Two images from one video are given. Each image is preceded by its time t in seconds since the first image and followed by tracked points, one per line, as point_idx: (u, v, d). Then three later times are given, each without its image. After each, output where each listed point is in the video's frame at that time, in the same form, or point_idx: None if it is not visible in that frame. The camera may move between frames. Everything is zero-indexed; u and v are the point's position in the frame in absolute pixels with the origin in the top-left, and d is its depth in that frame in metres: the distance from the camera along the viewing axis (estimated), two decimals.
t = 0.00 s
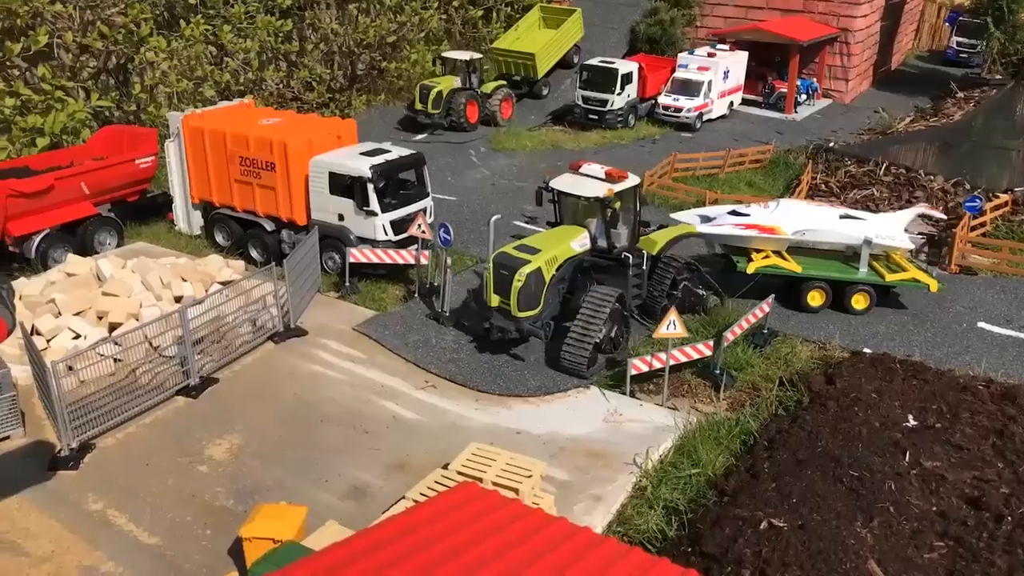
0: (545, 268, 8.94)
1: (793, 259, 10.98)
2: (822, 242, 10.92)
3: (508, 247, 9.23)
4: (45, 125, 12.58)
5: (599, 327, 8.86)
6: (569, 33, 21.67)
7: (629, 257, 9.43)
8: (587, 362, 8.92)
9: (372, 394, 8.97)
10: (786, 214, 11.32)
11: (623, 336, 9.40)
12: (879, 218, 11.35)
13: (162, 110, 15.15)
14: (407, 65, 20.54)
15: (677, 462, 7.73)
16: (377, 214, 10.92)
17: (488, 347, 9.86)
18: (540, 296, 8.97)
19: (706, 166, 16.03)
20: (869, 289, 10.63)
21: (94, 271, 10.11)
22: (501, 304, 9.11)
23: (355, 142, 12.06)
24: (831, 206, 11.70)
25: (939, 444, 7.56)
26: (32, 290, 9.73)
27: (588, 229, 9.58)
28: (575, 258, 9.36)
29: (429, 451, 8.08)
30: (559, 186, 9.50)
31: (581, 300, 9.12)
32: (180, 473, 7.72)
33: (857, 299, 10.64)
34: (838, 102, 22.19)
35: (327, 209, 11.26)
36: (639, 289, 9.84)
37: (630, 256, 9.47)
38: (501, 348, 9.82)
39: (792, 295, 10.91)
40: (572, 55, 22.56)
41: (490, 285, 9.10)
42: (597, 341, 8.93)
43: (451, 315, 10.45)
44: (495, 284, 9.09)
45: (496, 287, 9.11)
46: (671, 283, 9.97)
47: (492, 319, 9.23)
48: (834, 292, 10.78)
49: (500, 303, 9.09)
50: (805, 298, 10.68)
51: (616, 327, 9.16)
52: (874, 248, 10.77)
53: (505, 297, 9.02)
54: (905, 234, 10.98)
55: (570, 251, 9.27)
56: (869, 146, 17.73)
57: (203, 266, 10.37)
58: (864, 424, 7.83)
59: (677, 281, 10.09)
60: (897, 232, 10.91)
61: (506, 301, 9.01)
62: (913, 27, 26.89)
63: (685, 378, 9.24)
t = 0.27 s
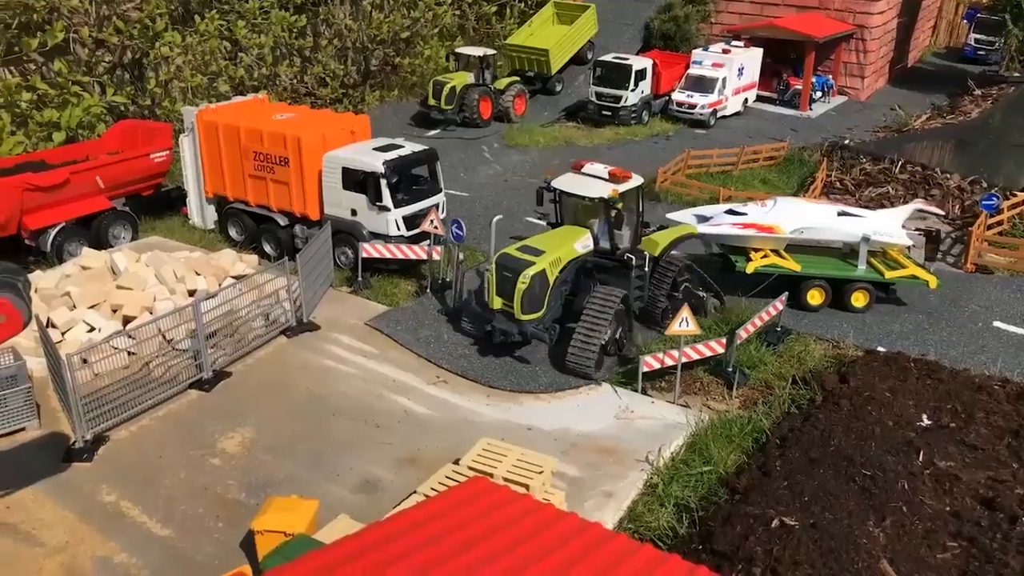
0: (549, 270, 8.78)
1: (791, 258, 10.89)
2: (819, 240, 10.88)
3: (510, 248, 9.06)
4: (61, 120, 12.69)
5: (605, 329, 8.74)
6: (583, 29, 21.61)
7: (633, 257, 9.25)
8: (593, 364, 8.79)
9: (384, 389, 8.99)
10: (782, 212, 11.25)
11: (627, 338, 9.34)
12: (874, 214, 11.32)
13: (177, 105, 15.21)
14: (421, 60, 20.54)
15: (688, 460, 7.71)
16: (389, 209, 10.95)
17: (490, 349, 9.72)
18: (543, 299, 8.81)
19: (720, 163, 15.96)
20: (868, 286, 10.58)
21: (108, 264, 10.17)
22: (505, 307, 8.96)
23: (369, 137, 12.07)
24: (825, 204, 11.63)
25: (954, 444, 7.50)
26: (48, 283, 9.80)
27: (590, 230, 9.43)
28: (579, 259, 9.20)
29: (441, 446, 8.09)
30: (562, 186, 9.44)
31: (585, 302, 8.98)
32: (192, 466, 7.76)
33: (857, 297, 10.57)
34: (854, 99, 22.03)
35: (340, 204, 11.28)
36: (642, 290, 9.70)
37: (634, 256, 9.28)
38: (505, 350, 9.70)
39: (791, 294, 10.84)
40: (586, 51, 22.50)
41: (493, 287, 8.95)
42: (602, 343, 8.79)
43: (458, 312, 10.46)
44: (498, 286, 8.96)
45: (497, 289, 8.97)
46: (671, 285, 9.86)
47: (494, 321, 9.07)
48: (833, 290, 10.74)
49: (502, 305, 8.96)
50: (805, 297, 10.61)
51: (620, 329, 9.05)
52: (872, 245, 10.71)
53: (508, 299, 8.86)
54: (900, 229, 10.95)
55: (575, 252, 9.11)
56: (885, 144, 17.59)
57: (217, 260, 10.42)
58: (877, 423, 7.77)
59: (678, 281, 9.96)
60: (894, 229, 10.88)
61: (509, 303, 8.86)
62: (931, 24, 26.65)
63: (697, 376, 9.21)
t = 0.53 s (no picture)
0: (552, 275, 8.72)
1: (789, 259, 10.81)
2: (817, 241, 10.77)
3: (512, 252, 8.97)
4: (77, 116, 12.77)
5: (611, 335, 8.64)
6: (596, 27, 21.57)
7: (633, 260, 9.14)
8: (599, 371, 8.69)
9: (396, 385, 9.01)
10: (777, 213, 11.20)
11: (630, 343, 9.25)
12: (869, 215, 11.28)
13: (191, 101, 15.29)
14: (434, 58, 20.56)
15: (700, 459, 7.68)
16: (402, 206, 10.97)
17: (492, 356, 9.55)
18: (546, 305, 8.77)
19: (734, 162, 15.88)
20: (865, 286, 10.51)
21: (123, 260, 10.24)
22: (507, 312, 8.88)
23: (382, 134, 12.09)
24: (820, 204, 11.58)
25: (968, 446, 7.44)
26: (63, 278, 9.88)
27: (590, 234, 9.34)
28: (580, 263, 9.15)
29: (452, 443, 8.10)
30: (563, 189, 9.33)
31: (589, 308, 8.87)
32: (205, 460, 7.81)
33: (855, 297, 10.49)
34: (870, 98, 21.88)
35: (353, 200, 11.31)
36: (643, 294, 9.57)
37: (634, 258, 9.20)
38: (507, 356, 9.54)
39: (790, 295, 10.77)
40: (600, 48, 22.45)
41: (494, 293, 8.88)
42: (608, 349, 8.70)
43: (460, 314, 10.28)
44: (499, 291, 8.88)
45: (499, 294, 8.89)
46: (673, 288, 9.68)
47: (496, 327, 8.91)
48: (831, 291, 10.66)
49: (504, 311, 8.88)
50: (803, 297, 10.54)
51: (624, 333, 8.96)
52: (869, 244, 10.64)
53: (510, 305, 8.79)
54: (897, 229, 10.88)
55: (575, 256, 9.06)
56: (901, 143, 17.47)
57: (230, 256, 10.47)
58: (890, 424, 7.72)
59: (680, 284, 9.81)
60: (890, 229, 10.83)
61: (511, 309, 8.79)
62: (949, 23, 26.44)
63: (710, 375, 9.18)
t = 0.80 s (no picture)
0: (557, 281, 8.50)
1: (787, 261, 10.70)
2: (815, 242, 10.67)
3: (514, 257, 8.72)
4: (91, 114, 12.83)
5: (614, 343, 8.49)
6: (608, 26, 21.53)
7: (634, 265, 9.06)
8: (601, 379, 8.58)
9: (406, 384, 9.02)
10: (776, 212, 11.01)
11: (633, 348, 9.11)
12: (867, 213, 11.13)
13: (203, 99, 15.36)
14: (445, 57, 20.57)
15: (710, 460, 7.66)
16: (413, 206, 10.98)
17: (494, 365, 9.36)
18: (551, 311, 8.55)
19: (746, 163, 15.83)
20: (863, 288, 10.43)
21: (135, 257, 10.29)
22: (510, 319, 8.67)
23: (392, 133, 12.11)
24: (817, 203, 11.41)
25: (980, 449, 7.38)
26: (76, 276, 9.94)
27: (593, 237, 9.12)
28: (584, 268, 8.92)
29: (461, 442, 8.10)
30: (563, 192, 9.10)
31: (592, 313, 8.73)
32: (216, 458, 7.84)
33: (852, 299, 10.43)
34: (883, 99, 21.75)
35: (365, 199, 11.34)
36: (643, 298, 9.49)
37: (635, 263, 9.15)
38: (510, 364, 9.38)
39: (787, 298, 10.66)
40: (612, 48, 22.41)
41: (497, 299, 8.65)
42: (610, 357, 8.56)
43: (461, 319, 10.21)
44: (502, 297, 8.65)
45: (502, 301, 8.67)
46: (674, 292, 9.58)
47: (498, 334, 8.72)
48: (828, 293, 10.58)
49: (508, 318, 8.66)
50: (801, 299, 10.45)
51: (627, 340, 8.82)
52: (866, 246, 10.54)
53: (514, 312, 8.57)
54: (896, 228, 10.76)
55: (579, 261, 8.84)
56: (914, 144, 17.36)
57: (242, 254, 10.51)
58: (902, 427, 7.67)
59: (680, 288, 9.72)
60: (888, 228, 10.70)
61: (515, 316, 8.57)
62: (963, 23, 26.28)
63: (720, 376, 9.15)
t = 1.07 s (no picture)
0: (563, 287, 8.32)
1: (782, 264, 10.57)
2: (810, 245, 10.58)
3: (518, 264, 8.56)
4: (104, 112, 12.87)
5: (623, 349, 8.30)
6: (620, 27, 21.50)
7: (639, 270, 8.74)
8: (612, 388, 8.37)
9: (416, 384, 9.03)
10: (769, 215, 10.90)
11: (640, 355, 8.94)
12: (858, 216, 11.11)
13: (216, 98, 15.43)
14: (457, 57, 20.60)
15: (720, 462, 7.63)
16: (424, 205, 11.00)
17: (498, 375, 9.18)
18: (557, 317, 8.36)
19: (759, 163, 15.77)
20: (859, 291, 10.38)
21: (148, 255, 10.35)
22: (515, 327, 8.46)
23: (404, 133, 12.13)
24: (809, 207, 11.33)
25: (993, 452, 7.33)
26: (89, 273, 10.00)
27: (595, 241, 8.92)
28: (589, 273, 8.75)
29: (471, 441, 8.10)
30: (564, 195, 8.88)
31: (597, 321, 8.51)
32: (227, 455, 7.87)
33: (848, 302, 10.37)
34: (897, 100, 21.63)
35: (376, 199, 11.35)
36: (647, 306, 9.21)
37: (638, 267, 8.82)
38: (515, 373, 9.18)
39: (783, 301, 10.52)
40: (624, 48, 22.37)
41: (502, 306, 8.44)
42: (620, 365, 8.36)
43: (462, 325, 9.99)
44: (506, 304, 8.44)
45: (506, 308, 8.46)
46: (675, 296, 9.40)
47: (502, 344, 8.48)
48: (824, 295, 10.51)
49: (513, 325, 8.46)
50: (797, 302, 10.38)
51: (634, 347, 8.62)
52: (860, 248, 10.51)
53: (520, 319, 8.38)
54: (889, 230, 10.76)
55: (584, 266, 8.67)
56: (929, 145, 17.24)
57: (253, 253, 10.55)
58: (914, 429, 7.62)
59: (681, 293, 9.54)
60: (882, 229, 10.67)
61: (521, 323, 8.37)
62: (979, 24, 26.10)
63: (731, 378, 9.12)
